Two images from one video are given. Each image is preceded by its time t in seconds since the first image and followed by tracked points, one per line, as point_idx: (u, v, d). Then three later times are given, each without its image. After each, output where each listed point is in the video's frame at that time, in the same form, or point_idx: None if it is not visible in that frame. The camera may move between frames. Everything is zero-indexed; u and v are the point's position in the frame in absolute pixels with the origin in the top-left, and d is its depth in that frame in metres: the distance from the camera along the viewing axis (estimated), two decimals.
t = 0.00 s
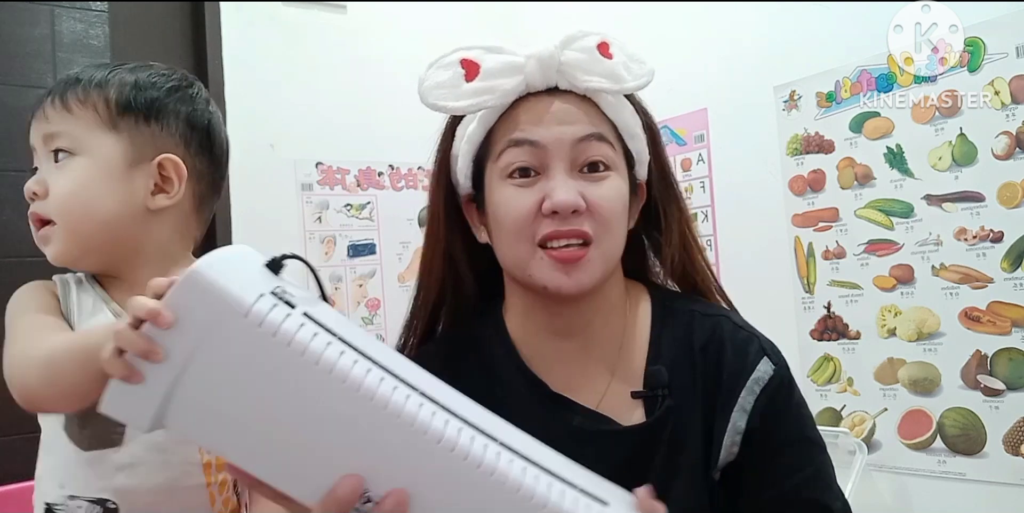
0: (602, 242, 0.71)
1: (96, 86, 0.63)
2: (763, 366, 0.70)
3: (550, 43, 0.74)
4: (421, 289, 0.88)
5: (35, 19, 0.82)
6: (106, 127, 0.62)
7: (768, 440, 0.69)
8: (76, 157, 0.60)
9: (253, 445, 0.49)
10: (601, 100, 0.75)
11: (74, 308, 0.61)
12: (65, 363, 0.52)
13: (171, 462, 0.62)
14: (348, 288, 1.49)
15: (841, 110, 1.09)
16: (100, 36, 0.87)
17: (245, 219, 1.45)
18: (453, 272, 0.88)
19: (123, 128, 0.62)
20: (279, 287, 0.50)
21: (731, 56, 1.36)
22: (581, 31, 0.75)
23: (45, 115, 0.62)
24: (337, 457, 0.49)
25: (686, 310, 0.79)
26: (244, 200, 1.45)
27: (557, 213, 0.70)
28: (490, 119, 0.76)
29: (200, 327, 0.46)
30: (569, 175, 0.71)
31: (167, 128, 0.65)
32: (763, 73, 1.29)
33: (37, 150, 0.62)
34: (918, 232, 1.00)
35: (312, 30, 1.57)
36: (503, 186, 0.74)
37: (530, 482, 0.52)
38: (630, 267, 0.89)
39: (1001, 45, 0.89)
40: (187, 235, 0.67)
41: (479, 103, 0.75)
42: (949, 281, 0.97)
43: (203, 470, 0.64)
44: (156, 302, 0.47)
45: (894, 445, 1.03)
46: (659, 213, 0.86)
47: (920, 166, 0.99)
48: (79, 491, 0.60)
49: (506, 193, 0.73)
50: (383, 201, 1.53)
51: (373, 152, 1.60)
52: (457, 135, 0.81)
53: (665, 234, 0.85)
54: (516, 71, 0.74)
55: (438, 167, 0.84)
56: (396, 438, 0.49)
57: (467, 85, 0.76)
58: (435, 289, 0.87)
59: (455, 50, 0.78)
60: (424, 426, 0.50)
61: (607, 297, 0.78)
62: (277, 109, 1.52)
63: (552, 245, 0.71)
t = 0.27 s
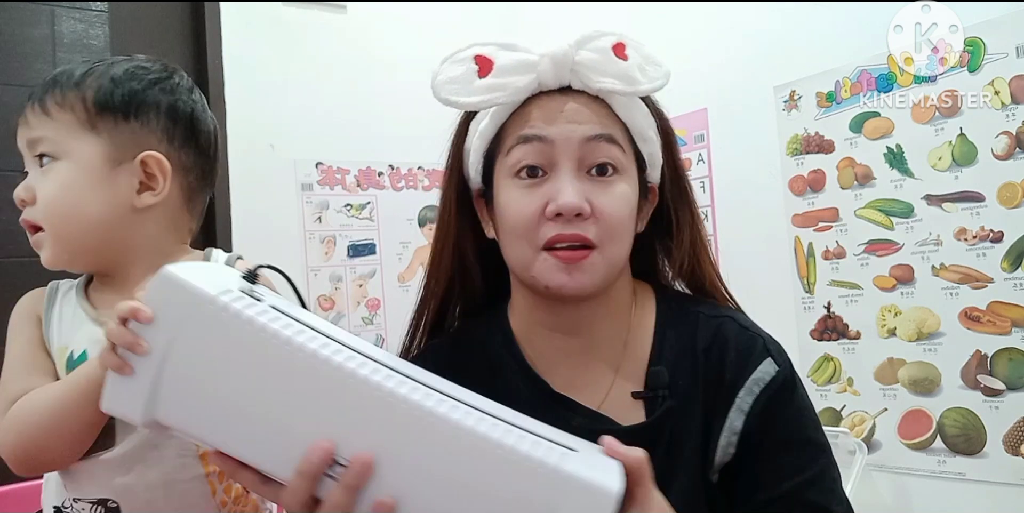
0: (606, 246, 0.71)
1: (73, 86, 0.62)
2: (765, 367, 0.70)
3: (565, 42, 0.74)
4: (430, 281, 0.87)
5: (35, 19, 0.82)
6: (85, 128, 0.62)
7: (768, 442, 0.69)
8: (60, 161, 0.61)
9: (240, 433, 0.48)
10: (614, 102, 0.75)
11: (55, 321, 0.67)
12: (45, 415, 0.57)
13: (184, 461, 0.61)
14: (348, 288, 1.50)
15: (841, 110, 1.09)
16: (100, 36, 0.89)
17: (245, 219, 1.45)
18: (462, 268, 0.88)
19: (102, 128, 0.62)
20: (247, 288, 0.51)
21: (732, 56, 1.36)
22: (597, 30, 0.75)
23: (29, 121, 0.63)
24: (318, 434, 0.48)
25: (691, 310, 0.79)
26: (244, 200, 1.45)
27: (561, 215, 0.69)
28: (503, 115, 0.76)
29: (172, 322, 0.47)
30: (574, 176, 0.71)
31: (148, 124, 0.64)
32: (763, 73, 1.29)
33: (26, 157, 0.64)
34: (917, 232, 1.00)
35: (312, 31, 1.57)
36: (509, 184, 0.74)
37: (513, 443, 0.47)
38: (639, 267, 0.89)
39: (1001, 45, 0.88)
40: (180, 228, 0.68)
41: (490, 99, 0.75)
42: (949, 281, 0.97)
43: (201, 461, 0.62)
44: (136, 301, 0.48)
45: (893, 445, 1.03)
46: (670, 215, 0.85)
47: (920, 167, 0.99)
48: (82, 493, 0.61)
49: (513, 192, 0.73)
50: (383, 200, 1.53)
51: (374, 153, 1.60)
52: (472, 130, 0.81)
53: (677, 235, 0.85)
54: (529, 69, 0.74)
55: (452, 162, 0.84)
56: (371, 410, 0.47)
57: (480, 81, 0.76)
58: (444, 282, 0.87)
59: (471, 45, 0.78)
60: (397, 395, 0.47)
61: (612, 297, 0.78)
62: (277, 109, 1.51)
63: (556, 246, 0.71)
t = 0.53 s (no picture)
0: (581, 251, 0.72)
1: (61, 92, 0.60)
2: (753, 373, 0.70)
3: (547, 45, 0.74)
4: (425, 278, 0.88)
5: (34, 18, 0.82)
6: (74, 138, 0.59)
7: (756, 448, 0.69)
8: (51, 173, 0.59)
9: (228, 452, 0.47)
10: (597, 106, 0.74)
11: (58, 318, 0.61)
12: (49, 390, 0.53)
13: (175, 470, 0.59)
14: (348, 288, 1.50)
15: (841, 110, 1.09)
16: (100, 36, 0.87)
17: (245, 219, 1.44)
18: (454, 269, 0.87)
19: (91, 138, 0.59)
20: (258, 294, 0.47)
21: (731, 56, 1.36)
22: (582, 34, 0.75)
23: (19, 130, 0.61)
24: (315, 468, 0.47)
25: (678, 313, 0.79)
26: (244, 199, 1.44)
27: (534, 219, 0.70)
28: (487, 117, 0.76)
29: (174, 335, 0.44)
30: (552, 181, 0.72)
31: (140, 131, 0.61)
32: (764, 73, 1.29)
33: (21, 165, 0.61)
34: (917, 232, 1.00)
35: (312, 30, 1.57)
36: (489, 186, 0.75)
37: None
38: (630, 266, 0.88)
39: (1001, 45, 0.88)
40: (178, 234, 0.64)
41: (472, 102, 0.75)
42: (949, 281, 0.97)
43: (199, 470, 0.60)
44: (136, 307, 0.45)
45: (894, 445, 1.03)
46: (660, 217, 0.85)
47: (920, 167, 0.99)
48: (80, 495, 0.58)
49: (492, 196, 0.74)
50: (383, 200, 1.54)
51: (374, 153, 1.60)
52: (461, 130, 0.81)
53: (667, 235, 0.85)
54: (512, 72, 0.74)
55: (443, 165, 0.85)
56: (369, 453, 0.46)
57: (463, 83, 0.76)
58: (439, 279, 0.87)
59: (456, 47, 0.78)
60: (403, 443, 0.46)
61: (598, 299, 0.78)
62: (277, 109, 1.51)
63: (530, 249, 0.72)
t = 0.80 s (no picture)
0: (585, 251, 0.72)
1: (78, 86, 0.64)
2: (768, 369, 0.71)
3: (541, 45, 0.74)
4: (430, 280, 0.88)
5: (34, 19, 0.82)
6: (96, 126, 0.63)
7: (778, 444, 0.70)
8: (71, 161, 0.62)
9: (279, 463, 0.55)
10: (594, 104, 0.74)
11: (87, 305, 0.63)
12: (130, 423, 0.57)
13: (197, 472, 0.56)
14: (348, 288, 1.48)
15: (841, 110, 1.09)
16: (100, 36, 0.87)
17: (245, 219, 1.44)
18: (460, 269, 0.88)
19: (113, 126, 0.64)
20: (331, 323, 0.56)
21: (731, 56, 1.35)
22: (576, 32, 0.75)
23: (32, 122, 0.64)
24: (366, 475, 0.55)
25: (690, 310, 0.80)
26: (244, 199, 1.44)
27: (538, 223, 0.71)
28: (486, 120, 0.77)
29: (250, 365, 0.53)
30: (553, 184, 0.72)
31: (157, 119, 0.66)
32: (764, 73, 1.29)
33: (29, 158, 0.64)
34: (918, 232, 1.00)
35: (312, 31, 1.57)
36: (491, 191, 0.75)
37: (544, 491, 0.58)
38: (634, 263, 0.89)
39: (1001, 45, 0.88)
40: (191, 222, 0.70)
41: (469, 104, 0.75)
42: (949, 281, 0.97)
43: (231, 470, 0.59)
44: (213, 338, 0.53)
45: (894, 445, 1.03)
46: (663, 215, 0.85)
47: (920, 166, 0.99)
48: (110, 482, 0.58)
49: (495, 200, 0.74)
50: (383, 200, 1.52)
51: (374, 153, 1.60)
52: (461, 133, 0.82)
53: (669, 230, 0.85)
54: (508, 73, 0.75)
55: (444, 167, 0.85)
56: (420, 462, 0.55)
57: (459, 86, 0.76)
58: (444, 280, 0.87)
59: (451, 51, 0.78)
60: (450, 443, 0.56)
61: (603, 298, 0.79)
62: (276, 109, 1.51)
63: (535, 252, 0.72)
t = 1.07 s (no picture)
0: (589, 253, 0.72)
1: (74, 100, 0.60)
2: (783, 377, 0.73)
3: (554, 42, 0.74)
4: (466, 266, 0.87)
5: (34, 18, 0.79)
6: (88, 142, 0.59)
7: (787, 450, 0.72)
8: (68, 178, 0.59)
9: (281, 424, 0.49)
10: (606, 103, 0.74)
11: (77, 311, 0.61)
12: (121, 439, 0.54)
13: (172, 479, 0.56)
14: (348, 288, 1.50)
15: (841, 110, 1.09)
16: (100, 36, 0.85)
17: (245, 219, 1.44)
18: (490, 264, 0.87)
19: (104, 143, 0.60)
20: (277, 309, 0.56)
21: (732, 57, 1.35)
22: (591, 28, 0.74)
23: (35, 138, 0.61)
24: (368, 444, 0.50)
25: (707, 315, 0.81)
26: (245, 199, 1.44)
27: (540, 225, 0.71)
28: (508, 118, 0.78)
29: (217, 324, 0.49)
30: (557, 187, 0.72)
31: (150, 134, 0.62)
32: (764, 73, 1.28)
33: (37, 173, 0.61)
34: (918, 232, 1.00)
35: (313, 31, 1.57)
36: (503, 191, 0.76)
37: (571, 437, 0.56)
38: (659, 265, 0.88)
39: (1001, 46, 0.88)
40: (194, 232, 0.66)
41: (483, 103, 0.77)
42: (949, 281, 0.97)
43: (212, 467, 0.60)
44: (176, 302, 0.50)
45: (894, 445, 1.03)
46: (686, 217, 0.85)
47: (920, 167, 0.99)
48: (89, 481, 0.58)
49: (506, 201, 0.75)
50: (383, 200, 1.55)
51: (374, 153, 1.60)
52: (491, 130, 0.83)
53: (699, 229, 0.85)
54: (523, 71, 0.76)
55: (482, 161, 0.86)
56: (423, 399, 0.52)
57: (476, 85, 0.78)
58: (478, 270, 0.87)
59: (471, 50, 0.80)
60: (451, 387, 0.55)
61: (620, 297, 0.78)
62: (276, 109, 1.51)
63: (539, 254, 0.72)
